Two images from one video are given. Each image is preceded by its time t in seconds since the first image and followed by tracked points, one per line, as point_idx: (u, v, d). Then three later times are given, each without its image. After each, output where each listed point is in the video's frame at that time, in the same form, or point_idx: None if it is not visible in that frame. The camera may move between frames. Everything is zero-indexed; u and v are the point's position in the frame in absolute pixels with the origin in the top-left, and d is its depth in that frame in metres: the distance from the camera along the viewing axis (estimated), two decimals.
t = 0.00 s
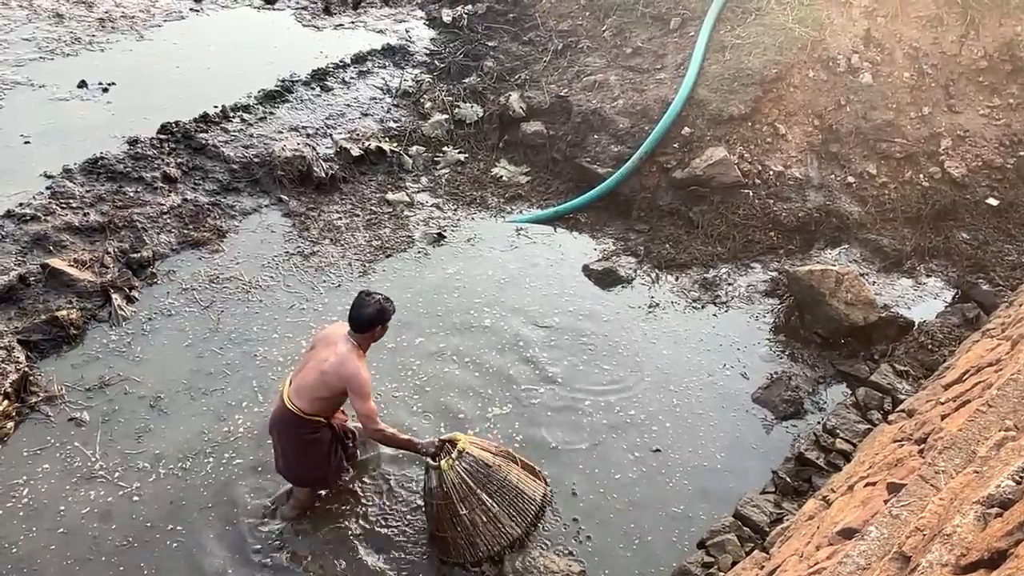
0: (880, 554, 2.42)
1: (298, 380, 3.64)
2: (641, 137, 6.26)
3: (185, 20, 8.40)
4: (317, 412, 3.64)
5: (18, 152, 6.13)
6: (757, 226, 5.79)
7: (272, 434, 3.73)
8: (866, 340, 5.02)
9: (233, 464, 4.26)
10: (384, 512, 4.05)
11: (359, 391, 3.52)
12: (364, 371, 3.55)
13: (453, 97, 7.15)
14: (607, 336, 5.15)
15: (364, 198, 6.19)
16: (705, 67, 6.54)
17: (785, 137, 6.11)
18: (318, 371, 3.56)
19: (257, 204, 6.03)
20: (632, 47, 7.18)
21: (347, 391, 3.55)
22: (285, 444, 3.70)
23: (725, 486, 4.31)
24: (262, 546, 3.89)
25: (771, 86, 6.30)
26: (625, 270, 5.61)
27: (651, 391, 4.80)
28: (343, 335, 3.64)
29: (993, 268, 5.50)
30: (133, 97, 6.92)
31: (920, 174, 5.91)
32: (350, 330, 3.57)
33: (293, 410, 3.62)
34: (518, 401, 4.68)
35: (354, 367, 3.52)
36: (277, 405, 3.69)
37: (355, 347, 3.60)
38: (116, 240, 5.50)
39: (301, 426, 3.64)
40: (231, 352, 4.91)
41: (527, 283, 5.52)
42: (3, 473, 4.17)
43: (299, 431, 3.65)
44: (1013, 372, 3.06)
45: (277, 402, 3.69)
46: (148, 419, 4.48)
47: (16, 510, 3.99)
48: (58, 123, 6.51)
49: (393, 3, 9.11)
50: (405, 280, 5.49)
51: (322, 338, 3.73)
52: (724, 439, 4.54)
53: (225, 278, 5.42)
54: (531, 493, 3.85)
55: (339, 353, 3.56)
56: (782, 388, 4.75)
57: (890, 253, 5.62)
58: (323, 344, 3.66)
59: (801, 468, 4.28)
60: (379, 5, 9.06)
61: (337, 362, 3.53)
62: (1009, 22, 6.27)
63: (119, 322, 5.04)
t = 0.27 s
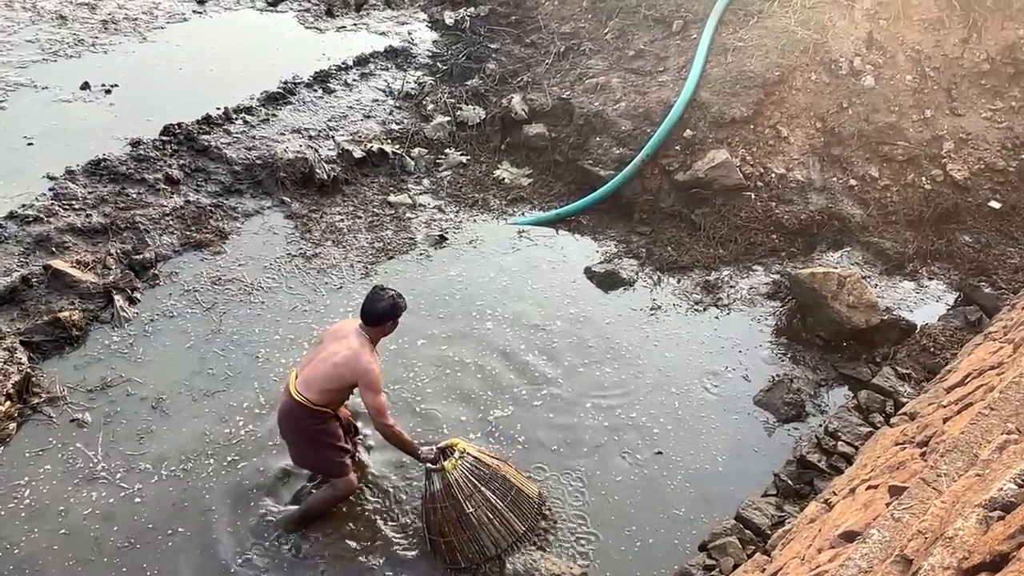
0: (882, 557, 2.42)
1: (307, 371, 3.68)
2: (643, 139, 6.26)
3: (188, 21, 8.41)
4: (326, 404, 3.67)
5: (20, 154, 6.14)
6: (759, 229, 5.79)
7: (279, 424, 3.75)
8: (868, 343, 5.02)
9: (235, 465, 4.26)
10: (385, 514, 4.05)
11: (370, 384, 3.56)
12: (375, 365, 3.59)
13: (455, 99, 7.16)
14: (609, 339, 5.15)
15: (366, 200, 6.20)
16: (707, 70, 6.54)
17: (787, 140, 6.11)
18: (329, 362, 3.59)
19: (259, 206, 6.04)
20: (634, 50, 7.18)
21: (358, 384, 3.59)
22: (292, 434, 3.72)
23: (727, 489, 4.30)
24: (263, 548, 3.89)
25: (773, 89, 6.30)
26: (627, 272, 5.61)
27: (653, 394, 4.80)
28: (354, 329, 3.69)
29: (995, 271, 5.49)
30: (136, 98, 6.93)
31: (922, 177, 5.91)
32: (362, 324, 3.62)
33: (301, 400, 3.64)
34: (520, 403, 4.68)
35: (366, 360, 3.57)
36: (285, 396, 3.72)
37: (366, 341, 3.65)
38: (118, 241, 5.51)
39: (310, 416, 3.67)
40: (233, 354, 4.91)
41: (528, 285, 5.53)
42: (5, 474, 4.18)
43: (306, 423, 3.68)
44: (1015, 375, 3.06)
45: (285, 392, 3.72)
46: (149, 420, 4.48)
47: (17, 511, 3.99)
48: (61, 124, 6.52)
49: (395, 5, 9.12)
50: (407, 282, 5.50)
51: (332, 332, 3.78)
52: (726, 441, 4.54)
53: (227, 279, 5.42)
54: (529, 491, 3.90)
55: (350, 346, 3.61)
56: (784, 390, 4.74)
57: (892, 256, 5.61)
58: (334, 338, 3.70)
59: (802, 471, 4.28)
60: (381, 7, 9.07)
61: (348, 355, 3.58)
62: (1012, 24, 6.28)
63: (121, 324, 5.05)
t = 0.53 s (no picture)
0: (884, 560, 2.42)
1: (310, 371, 3.78)
2: (645, 142, 6.27)
3: (191, 24, 8.42)
4: (331, 401, 3.79)
5: (23, 156, 6.15)
6: (761, 232, 5.79)
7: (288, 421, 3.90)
8: (870, 346, 5.01)
9: (237, 467, 4.26)
10: (387, 516, 4.05)
11: (371, 382, 3.66)
12: (375, 362, 3.68)
13: (457, 101, 7.17)
14: (610, 341, 5.15)
15: (367, 202, 6.20)
16: (709, 73, 6.54)
17: (789, 143, 6.11)
18: (329, 363, 3.69)
19: (261, 208, 6.05)
20: (636, 53, 7.19)
21: (360, 382, 3.69)
22: (302, 431, 3.88)
23: (728, 492, 4.30)
24: (264, 550, 3.89)
25: (775, 92, 6.30)
26: (628, 275, 5.61)
27: (654, 397, 4.79)
28: (352, 325, 3.76)
29: (997, 274, 5.49)
30: (138, 100, 6.94)
31: (924, 180, 5.91)
32: (359, 321, 3.69)
33: (307, 399, 3.77)
34: (522, 406, 4.68)
35: (365, 358, 3.65)
36: (290, 395, 3.85)
37: (364, 337, 3.72)
38: (120, 243, 5.51)
39: (317, 414, 3.81)
40: (234, 356, 4.91)
41: (530, 287, 5.53)
42: (7, 476, 4.18)
43: (315, 420, 3.82)
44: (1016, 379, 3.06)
45: (291, 391, 3.84)
46: (151, 422, 4.49)
47: (19, 512, 3.99)
48: (64, 126, 6.53)
49: (398, 8, 9.13)
50: (409, 285, 5.50)
51: (330, 329, 3.85)
52: (728, 444, 4.53)
53: (229, 282, 5.43)
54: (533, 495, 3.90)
55: (349, 344, 3.69)
56: (785, 393, 4.74)
57: (894, 259, 5.61)
58: (333, 335, 3.78)
59: (804, 474, 4.27)
60: (384, 9, 9.08)
61: (348, 354, 3.66)
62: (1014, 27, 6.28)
63: (123, 326, 5.06)
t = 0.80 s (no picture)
0: (886, 563, 2.41)
1: (314, 373, 3.78)
2: (648, 143, 6.27)
3: (194, 25, 8.44)
4: (337, 402, 3.79)
5: (26, 157, 6.16)
6: (764, 234, 5.78)
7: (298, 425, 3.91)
8: (873, 348, 5.01)
9: (239, 468, 4.26)
10: (389, 518, 4.05)
11: (374, 381, 3.63)
12: (376, 360, 3.65)
13: (460, 103, 7.17)
14: (613, 343, 5.15)
15: (370, 204, 6.21)
16: (711, 75, 6.54)
17: (791, 145, 6.11)
18: (331, 365, 3.68)
19: (264, 209, 6.05)
20: (639, 54, 7.19)
21: (363, 381, 3.67)
22: (312, 434, 3.89)
23: (730, 494, 4.29)
24: (266, 551, 3.89)
25: (777, 94, 6.30)
26: (631, 277, 5.61)
27: (656, 399, 4.79)
28: (350, 324, 3.74)
29: (1000, 277, 5.48)
30: (142, 102, 6.95)
31: (927, 182, 5.90)
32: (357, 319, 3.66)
33: (315, 402, 3.78)
34: (524, 408, 4.68)
35: (366, 357, 3.63)
36: (298, 399, 3.86)
37: (364, 336, 3.70)
38: (123, 244, 5.52)
39: (326, 416, 3.81)
40: (236, 357, 4.92)
41: (532, 289, 5.53)
42: (10, 476, 4.19)
43: (324, 422, 3.82)
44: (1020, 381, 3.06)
45: (298, 395, 3.85)
46: (154, 423, 4.49)
47: (22, 513, 4.00)
48: (67, 127, 6.54)
49: (401, 9, 9.14)
50: (411, 286, 5.50)
51: (329, 330, 3.82)
52: (730, 447, 4.53)
53: (232, 283, 5.43)
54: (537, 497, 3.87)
55: (349, 343, 3.67)
56: (788, 395, 4.74)
57: (897, 261, 5.61)
58: (332, 336, 3.76)
59: (806, 476, 4.27)
60: (387, 11, 9.09)
61: (348, 354, 3.64)
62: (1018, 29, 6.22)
63: (126, 326, 5.06)
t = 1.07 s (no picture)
0: (889, 565, 2.41)
1: (322, 382, 3.76)
2: (651, 145, 6.26)
3: (198, 26, 8.45)
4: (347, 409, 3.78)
5: (30, 157, 6.17)
6: (766, 235, 5.78)
7: (309, 435, 3.89)
8: (876, 350, 5.01)
9: (241, 468, 4.26)
10: (391, 519, 4.06)
11: (384, 386, 3.63)
12: (386, 364, 3.66)
13: (463, 104, 7.17)
14: (615, 345, 5.15)
15: (373, 205, 6.21)
16: (714, 76, 6.53)
17: (794, 146, 6.10)
18: (340, 373, 3.66)
19: (266, 210, 6.06)
20: (642, 56, 7.19)
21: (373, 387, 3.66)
22: (324, 443, 3.88)
23: (732, 496, 4.29)
24: (268, 552, 3.89)
25: (781, 96, 6.29)
26: (633, 278, 5.61)
27: (659, 400, 4.79)
28: (354, 330, 3.73)
29: (1003, 279, 5.47)
30: (145, 102, 6.96)
31: (930, 184, 5.90)
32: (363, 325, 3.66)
33: (326, 411, 3.77)
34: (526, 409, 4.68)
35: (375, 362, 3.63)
36: (308, 409, 3.84)
37: (370, 342, 3.70)
38: (126, 244, 5.53)
39: (338, 423, 3.80)
40: (239, 358, 4.92)
41: (535, 290, 5.53)
42: (13, 476, 4.20)
43: (336, 430, 3.82)
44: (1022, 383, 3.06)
45: (307, 405, 3.83)
46: (156, 423, 4.50)
47: (25, 513, 4.01)
48: (71, 128, 6.55)
49: (404, 11, 9.14)
50: (414, 287, 5.50)
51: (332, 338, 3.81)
52: (732, 448, 4.53)
53: (235, 283, 5.44)
54: (539, 509, 3.92)
55: (357, 349, 3.66)
56: (791, 397, 4.73)
57: (900, 263, 5.60)
58: (337, 343, 3.74)
59: (809, 478, 4.27)
60: (390, 12, 9.09)
61: (357, 361, 3.63)
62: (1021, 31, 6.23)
63: (129, 327, 5.07)
